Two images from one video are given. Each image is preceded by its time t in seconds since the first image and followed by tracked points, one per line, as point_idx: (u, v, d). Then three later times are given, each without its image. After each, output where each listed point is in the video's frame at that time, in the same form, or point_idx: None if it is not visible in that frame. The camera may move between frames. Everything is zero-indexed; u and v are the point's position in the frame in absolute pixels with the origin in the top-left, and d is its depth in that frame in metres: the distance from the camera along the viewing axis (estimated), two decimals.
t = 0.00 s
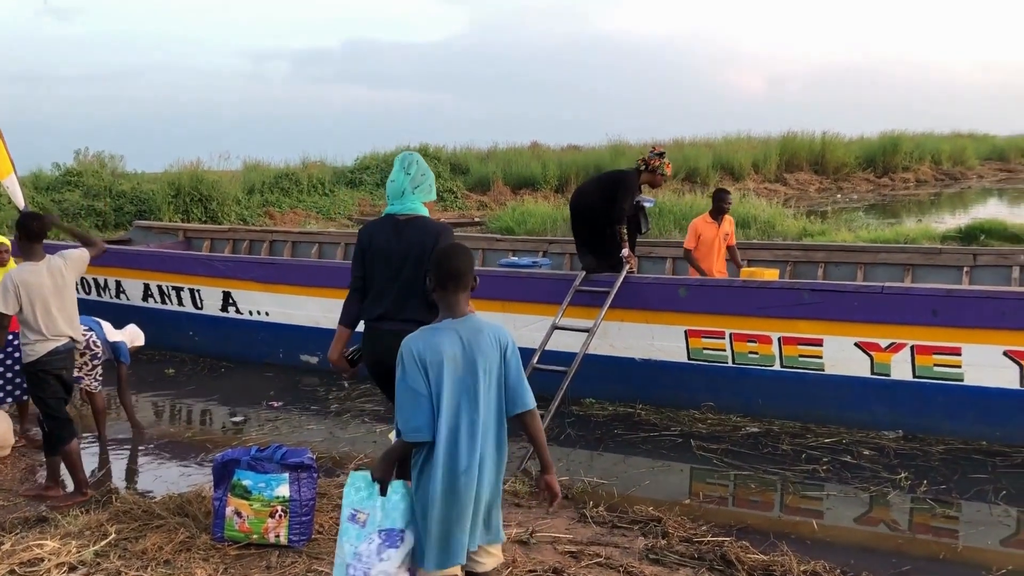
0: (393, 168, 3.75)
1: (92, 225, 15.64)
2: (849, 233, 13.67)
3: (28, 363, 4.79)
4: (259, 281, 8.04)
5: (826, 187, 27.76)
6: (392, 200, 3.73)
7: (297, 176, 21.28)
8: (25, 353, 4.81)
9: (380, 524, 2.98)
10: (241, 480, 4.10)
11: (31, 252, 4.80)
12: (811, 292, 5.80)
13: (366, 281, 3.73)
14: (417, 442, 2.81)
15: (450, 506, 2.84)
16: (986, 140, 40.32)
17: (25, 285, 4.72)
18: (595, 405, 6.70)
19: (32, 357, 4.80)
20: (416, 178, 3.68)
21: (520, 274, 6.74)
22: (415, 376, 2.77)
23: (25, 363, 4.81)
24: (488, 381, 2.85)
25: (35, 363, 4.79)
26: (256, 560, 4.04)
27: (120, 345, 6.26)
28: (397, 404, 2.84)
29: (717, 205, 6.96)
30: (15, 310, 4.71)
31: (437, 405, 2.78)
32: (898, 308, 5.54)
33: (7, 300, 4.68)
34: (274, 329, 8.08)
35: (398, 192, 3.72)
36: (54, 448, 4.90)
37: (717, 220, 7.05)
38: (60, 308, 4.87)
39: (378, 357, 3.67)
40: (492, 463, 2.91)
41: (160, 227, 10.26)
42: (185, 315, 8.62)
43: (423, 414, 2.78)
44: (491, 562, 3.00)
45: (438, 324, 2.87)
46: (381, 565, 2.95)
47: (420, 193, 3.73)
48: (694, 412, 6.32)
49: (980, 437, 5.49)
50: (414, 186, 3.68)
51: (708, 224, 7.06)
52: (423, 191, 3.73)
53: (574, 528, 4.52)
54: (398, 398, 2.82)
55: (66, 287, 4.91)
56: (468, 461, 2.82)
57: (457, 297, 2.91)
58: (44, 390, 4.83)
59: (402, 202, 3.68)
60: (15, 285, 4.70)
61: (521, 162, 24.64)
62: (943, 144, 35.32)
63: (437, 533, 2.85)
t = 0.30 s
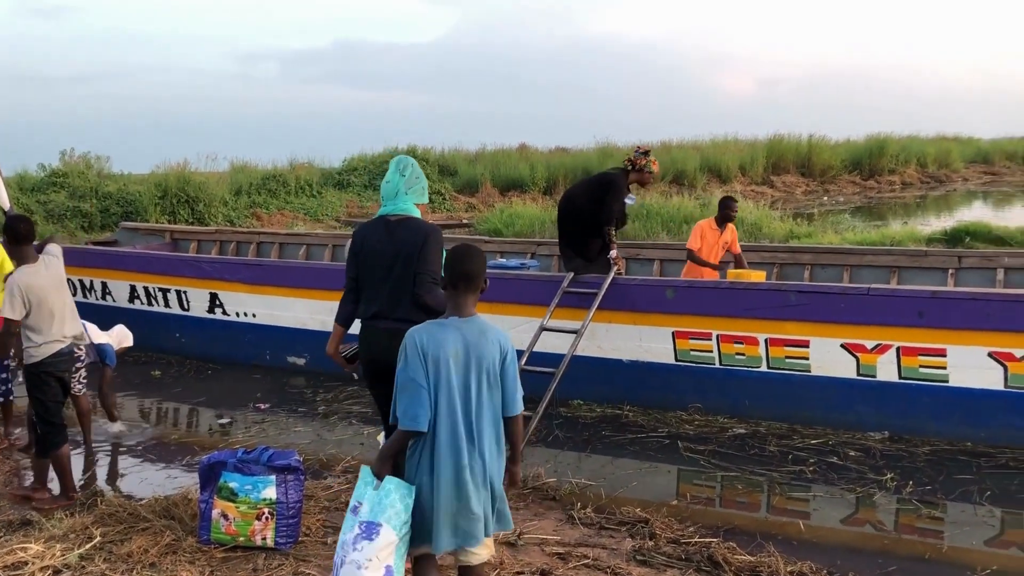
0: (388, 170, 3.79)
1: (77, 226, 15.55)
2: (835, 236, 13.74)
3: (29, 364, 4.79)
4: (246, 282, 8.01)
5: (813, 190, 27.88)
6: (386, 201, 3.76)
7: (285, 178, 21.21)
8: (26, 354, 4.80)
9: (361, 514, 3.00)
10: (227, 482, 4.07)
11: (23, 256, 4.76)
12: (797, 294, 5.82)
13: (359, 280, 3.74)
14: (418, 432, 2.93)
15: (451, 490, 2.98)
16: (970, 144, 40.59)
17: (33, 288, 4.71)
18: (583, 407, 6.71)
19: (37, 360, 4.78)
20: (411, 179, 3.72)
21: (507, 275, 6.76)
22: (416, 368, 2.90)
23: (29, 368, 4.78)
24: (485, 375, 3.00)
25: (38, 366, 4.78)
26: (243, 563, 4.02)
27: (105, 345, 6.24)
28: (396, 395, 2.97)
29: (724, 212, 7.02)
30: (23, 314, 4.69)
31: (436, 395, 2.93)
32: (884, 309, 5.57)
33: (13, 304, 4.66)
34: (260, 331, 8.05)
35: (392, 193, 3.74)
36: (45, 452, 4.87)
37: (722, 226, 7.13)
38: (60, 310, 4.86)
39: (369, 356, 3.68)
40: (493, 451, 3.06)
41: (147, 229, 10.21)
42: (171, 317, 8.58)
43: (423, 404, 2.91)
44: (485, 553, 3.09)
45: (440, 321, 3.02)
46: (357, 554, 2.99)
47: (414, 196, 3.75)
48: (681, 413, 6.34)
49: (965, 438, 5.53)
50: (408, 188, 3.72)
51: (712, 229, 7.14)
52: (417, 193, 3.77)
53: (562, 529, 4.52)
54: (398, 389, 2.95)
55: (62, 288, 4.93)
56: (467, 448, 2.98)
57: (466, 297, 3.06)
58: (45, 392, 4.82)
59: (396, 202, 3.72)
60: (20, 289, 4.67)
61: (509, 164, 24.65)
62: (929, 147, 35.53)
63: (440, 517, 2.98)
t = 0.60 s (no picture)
0: (373, 174, 3.81)
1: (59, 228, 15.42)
2: (819, 239, 13.79)
3: (17, 367, 4.76)
4: (230, 284, 7.97)
5: (797, 193, 28.00)
6: (370, 204, 3.76)
7: (270, 179, 21.14)
8: (13, 356, 4.75)
9: (364, 521, 3.01)
10: (210, 486, 4.04)
11: (14, 256, 4.67)
12: (781, 296, 5.85)
13: (347, 284, 3.74)
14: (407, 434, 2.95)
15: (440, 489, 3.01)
16: (953, 148, 40.87)
17: (31, 290, 4.69)
18: (568, 409, 6.71)
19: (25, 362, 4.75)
20: (395, 182, 3.73)
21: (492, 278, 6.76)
22: (404, 370, 2.91)
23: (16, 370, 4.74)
24: (477, 380, 2.99)
25: (27, 368, 4.75)
26: (226, 566, 4.00)
27: (87, 345, 6.24)
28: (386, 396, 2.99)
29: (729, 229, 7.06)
30: (21, 314, 4.65)
31: (425, 398, 2.94)
32: (867, 311, 5.60)
33: (13, 303, 4.60)
34: (244, 334, 8.01)
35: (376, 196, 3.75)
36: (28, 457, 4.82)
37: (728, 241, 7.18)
38: (51, 314, 4.85)
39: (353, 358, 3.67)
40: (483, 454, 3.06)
41: (130, 231, 10.14)
42: (154, 319, 8.53)
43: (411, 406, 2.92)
44: (467, 555, 3.09)
45: (432, 323, 3.02)
46: (361, 560, 2.98)
47: (398, 200, 3.76)
48: (666, 416, 6.35)
49: (947, 440, 5.56)
50: (393, 190, 3.73)
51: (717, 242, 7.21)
52: (401, 197, 3.78)
53: (547, 532, 4.52)
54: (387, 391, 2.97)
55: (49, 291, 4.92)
56: (456, 451, 2.98)
57: (456, 300, 3.06)
58: (32, 395, 4.79)
59: (380, 204, 3.72)
60: (21, 289, 4.64)
61: (495, 167, 24.65)
62: (912, 150, 35.75)
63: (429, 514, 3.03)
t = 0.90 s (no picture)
0: (358, 178, 3.75)
1: (37, 230, 15.26)
2: (799, 242, 13.87)
3: None
4: (209, 287, 7.92)
5: (778, 196, 28.16)
6: (354, 209, 3.72)
7: (251, 181, 21.04)
8: None
9: (361, 531, 3.02)
10: (189, 490, 4.00)
11: None
12: (761, 299, 5.87)
13: (328, 285, 3.71)
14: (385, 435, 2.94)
15: (417, 490, 3.00)
16: (932, 152, 41.23)
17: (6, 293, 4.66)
18: (550, 412, 6.71)
19: None
20: (379, 187, 3.67)
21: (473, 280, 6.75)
22: (381, 371, 2.91)
23: None
24: (456, 381, 2.98)
25: None
26: (205, 571, 3.96)
27: (70, 346, 6.09)
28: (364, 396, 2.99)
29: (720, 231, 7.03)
30: None
31: (403, 399, 2.93)
32: (847, 314, 5.63)
33: None
34: (224, 337, 7.96)
35: (359, 200, 3.70)
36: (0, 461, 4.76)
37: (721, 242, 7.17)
38: (20, 320, 4.79)
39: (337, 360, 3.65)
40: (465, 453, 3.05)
41: (108, 233, 10.06)
42: (134, 322, 8.46)
43: (388, 407, 2.92)
44: (446, 556, 3.08)
45: (412, 324, 3.01)
46: (364, 566, 3.02)
47: (381, 205, 3.72)
48: (647, 418, 6.36)
49: (925, 442, 5.60)
50: (376, 195, 3.68)
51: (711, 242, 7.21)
52: (385, 201, 3.72)
53: (528, 535, 4.51)
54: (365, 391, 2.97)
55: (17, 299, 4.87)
56: (435, 451, 2.97)
57: (437, 301, 3.04)
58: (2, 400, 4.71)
59: (362, 208, 3.67)
60: None
61: (477, 170, 24.63)
62: (891, 154, 36.03)
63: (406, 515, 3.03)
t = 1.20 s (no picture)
0: (342, 181, 3.76)
1: (14, 232, 15.13)
2: (778, 244, 13.96)
3: None
4: (188, 290, 7.87)
5: (757, 199, 28.31)
6: (339, 212, 3.73)
7: (230, 184, 20.93)
8: None
9: (353, 548, 2.99)
10: (166, 495, 3.97)
11: None
12: (740, 301, 5.89)
13: (314, 289, 3.69)
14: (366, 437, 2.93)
15: (396, 490, 3.00)
16: (910, 155, 41.59)
17: None
18: (530, 415, 6.70)
19: None
20: (364, 190, 3.68)
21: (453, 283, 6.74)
22: (362, 370, 2.91)
23: None
24: (438, 382, 2.96)
25: None
26: None
27: (43, 353, 6.00)
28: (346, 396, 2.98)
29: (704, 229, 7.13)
30: None
31: (383, 400, 2.91)
32: (825, 316, 5.66)
33: None
34: (203, 340, 7.91)
35: (345, 204, 3.71)
36: None
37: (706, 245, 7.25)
38: None
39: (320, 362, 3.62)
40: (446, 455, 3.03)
41: (85, 236, 9.98)
42: (111, 326, 8.39)
43: (368, 408, 2.91)
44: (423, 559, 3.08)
45: (395, 326, 2.99)
46: None
47: (367, 207, 3.72)
48: (628, 420, 6.37)
49: (903, 443, 5.64)
50: (361, 198, 3.69)
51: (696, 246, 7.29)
52: (370, 204, 3.74)
53: (508, 538, 4.51)
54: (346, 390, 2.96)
55: None
56: (415, 452, 2.96)
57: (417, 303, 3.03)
58: None
59: (348, 212, 3.68)
60: None
61: (458, 172, 24.63)
62: (870, 157, 36.31)
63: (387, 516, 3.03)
